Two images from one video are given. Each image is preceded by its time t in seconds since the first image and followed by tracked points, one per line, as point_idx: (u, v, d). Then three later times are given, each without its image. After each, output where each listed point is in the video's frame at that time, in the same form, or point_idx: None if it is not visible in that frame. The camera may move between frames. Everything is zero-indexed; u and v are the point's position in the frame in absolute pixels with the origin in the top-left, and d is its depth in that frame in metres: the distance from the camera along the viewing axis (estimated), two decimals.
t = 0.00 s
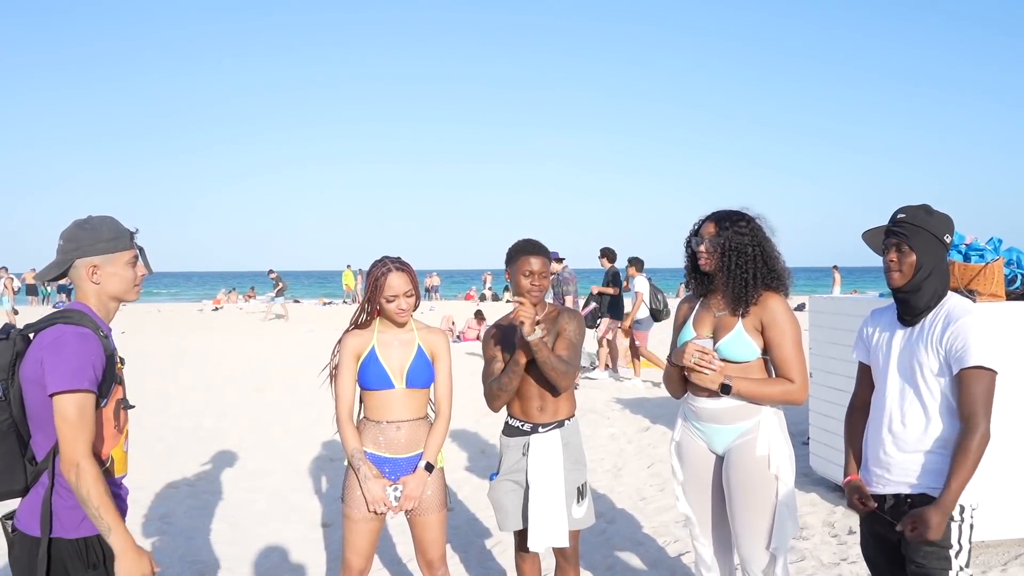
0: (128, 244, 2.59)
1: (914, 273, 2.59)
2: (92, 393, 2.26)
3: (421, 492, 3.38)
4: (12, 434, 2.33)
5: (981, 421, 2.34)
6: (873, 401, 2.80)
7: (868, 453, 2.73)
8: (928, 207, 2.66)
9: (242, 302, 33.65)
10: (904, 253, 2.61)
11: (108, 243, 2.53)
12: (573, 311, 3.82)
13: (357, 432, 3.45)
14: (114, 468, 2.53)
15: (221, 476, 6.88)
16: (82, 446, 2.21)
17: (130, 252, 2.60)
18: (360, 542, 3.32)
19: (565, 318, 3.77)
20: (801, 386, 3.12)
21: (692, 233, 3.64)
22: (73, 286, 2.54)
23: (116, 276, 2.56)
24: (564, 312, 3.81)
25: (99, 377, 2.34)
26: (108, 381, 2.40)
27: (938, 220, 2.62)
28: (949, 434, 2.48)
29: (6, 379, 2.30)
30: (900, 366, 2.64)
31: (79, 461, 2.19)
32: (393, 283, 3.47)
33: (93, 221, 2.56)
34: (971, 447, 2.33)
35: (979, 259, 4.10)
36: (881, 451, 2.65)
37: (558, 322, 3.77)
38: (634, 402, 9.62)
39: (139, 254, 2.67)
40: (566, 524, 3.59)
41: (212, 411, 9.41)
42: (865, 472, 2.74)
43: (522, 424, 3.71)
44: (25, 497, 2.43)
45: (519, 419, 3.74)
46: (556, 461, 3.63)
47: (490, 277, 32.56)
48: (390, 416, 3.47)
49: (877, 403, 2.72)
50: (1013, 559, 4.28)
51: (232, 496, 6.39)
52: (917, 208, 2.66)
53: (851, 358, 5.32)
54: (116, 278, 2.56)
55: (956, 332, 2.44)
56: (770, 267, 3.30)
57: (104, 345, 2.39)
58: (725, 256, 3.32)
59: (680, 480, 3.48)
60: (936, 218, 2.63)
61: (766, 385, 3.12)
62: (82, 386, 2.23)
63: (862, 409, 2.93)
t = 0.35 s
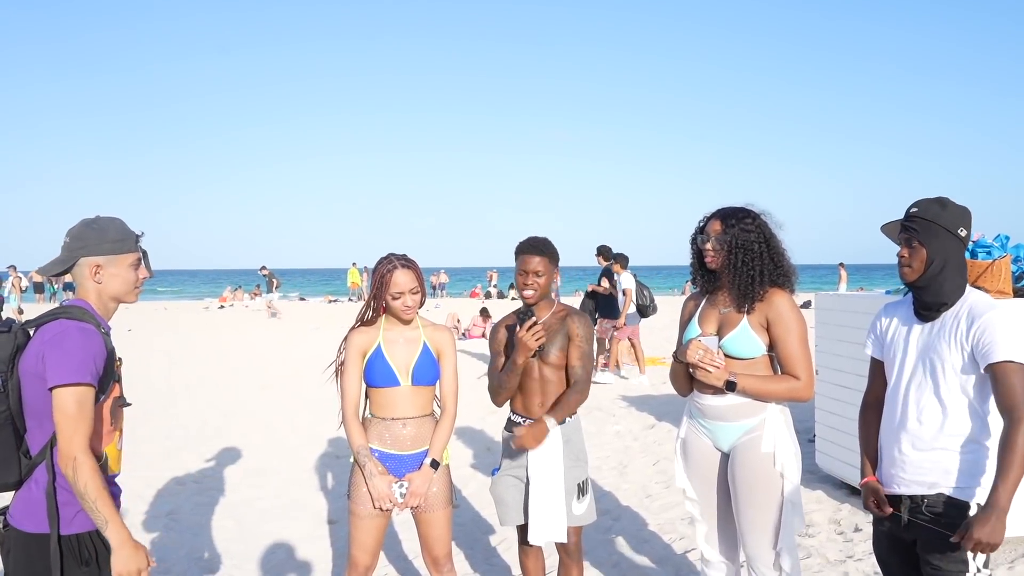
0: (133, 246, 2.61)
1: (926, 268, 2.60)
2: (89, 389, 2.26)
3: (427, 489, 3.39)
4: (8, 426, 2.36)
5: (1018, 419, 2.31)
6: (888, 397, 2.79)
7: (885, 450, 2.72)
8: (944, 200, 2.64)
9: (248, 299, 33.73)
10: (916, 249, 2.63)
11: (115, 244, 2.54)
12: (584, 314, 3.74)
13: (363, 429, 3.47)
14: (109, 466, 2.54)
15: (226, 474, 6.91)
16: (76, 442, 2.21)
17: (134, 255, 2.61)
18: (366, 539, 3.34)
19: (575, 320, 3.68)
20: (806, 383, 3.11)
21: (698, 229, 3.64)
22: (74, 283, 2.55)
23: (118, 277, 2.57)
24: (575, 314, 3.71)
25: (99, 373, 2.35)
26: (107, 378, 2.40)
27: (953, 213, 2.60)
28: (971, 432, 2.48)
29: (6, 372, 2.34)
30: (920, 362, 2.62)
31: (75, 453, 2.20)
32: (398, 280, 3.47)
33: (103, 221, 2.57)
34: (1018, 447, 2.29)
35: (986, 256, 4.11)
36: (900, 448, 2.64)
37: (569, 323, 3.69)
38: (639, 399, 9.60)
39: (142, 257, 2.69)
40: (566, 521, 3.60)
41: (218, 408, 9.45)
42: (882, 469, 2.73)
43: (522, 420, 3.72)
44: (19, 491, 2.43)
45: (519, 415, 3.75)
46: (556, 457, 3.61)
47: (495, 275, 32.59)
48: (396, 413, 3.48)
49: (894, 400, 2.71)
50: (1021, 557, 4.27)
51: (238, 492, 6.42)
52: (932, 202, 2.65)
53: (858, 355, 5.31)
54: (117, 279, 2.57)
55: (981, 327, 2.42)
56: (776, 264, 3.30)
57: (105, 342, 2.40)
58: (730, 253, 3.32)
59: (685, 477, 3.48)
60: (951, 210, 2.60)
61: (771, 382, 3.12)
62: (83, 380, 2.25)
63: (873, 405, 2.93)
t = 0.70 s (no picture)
0: (150, 252, 2.61)
1: (939, 268, 2.59)
2: (84, 391, 2.27)
3: (432, 490, 3.40)
4: (20, 428, 2.32)
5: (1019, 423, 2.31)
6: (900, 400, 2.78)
7: (898, 454, 2.71)
8: (957, 200, 2.64)
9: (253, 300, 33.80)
10: (929, 249, 2.61)
11: (130, 248, 2.55)
12: (595, 321, 3.79)
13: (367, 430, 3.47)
14: (124, 465, 2.55)
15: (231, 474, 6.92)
16: (55, 444, 2.21)
17: (150, 260, 2.62)
18: (370, 540, 3.34)
19: (585, 326, 3.74)
20: (811, 387, 3.11)
21: (706, 230, 3.64)
22: (88, 284, 2.57)
23: (130, 281, 2.57)
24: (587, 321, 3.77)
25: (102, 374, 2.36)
26: (116, 373, 2.44)
27: (967, 213, 2.59)
28: (983, 437, 2.47)
29: (17, 372, 2.30)
30: (935, 365, 2.61)
31: (51, 455, 2.21)
32: (402, 281, 3.47)
33: (121, 224, 2.59)
34: (1010, 449, 2.31)
35: (991, 258, 4.10)
36: (912, 452, 2.63)
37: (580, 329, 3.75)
38: (644, 401, 9.59)
39: (158, 262, 2.70)
40: (554, 522, 3.58)
41: (223, 408, 9.47)
42: (894, 472, 2.73)
43: (521, 421, 3.73)
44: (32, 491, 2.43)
45: (519, 416, 3.76)
46: (545, 459, 3.62)
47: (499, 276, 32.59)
48: (401, 414, 3.48)
49: (907, 403, 2.70)
50: None
51: (244, 493, 6.43)
52: (946, 202, 2.64)
53: (863, 358, 5.30)
54: (130, 283, 2.58)
55: (997, 331, 2.41)
56: (782, 266, 3.30)
57: (111, 343, 2.42)
58: (737, 254, 3.32)
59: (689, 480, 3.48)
60: (964, 210, 2.59)
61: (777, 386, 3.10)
62: (83, 382, 2.26)
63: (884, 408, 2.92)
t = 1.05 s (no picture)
0: (166, 259, 2.62)
1: (941, 274, 2.60)
2: (99, 404, 2.28)
3: (431, 494, 3.40)
4: (35, 439, 2.36)
5: (1007, 430, 2.33)
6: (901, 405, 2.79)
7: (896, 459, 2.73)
8: (961, 206, 2.64)
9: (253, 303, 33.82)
10: (932, 255, 2.62)
11: (148, 255, 2.56)
12: (596, 327, 3.77)
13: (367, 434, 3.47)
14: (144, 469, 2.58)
15: (231, 478, 6.93)
16: (81, 459, 2.23)
17: (165, 267, 2.63)
18: (370, 545, 3.34)
19: (586, 333, 3.72)
20: (825, 398, 3.10)
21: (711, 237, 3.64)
22: (102, 286, 2.56)
23: (145, 287, 2.58)
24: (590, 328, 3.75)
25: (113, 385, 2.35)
26: (127, 386, 2.42)
27: (971, 219, 2.59)
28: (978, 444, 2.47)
29: (29, 383, 2.31)
30: (933, 371, 2.61)
31: (77, 469, 2.22)
32: (402, 285, 3.47)
33: (140, 229, 2.59)
34: (994, 455, 2.34)
35: (990, 263, 4.10)
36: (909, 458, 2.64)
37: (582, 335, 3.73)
38: (645, 405, 9.58)
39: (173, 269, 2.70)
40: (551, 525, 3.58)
41: (224, 412, 9.48)
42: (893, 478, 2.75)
43: (523, 424, 3.75)
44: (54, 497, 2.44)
45: (522, 419, 3.78)
46: (545, 462, 3.62)
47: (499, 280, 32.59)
48: (400, 419, 3.48)
49: (906, 409, 2.71)
50: None
51: (244, 497, 6.44)
52: (950, 208, 2.65)
53: (862, 363, 5.30)
54: (144, 289, 2.58)
55: (994, 338, 2.41)
56: (793, 269, 3.31)
57: (121, 351, 2.41)
58: (747, 262, 3.31)
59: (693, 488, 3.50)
60: (968, 216, 2.60)
61: (790, 395, 3.10)
62: (96, 397, 2.26)
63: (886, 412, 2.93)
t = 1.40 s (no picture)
0: (181, 284, 2.49)
1: (940, 271, 2.61)
2: (100, 419, 2.25)
3: (434, 494, 3.41)
4: (45, 449, 2.33)
5: (994, 428, 2.34)
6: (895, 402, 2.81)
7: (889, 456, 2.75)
8: (963, 205, 2.65)
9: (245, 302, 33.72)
10: (932, 252, 2.63)
11: (162, 275, 2.45)
12: (599, 327, 3.74)
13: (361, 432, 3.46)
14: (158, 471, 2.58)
15: (225, 477, 6.91)
16: (95, 475, 2.22)
17: (178, 291, 2.51)
18: (364, 543, 3.33)
19: (588, 332, 3.69)
20: (827, 404, 3.11)
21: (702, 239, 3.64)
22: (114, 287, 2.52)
23: (148, 304, 2.49)
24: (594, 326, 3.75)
25: (109, 398, 2.32)
26: (126, 398, 2.39)
27: (972, 218, 2.61)
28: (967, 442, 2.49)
29: (32, 396, 2.28)
30: (926, 368, 2.63)
31: (92, 484, 2.22)
32: (395, 285, 3.46)
33: (170, 246, 2.49)
34: (980, 452, 2.36)
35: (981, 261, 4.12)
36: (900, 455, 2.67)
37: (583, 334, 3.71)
38: (638, 403, 9.60)
39: (190, 293, 2.58)
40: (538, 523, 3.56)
41: (217, 411, 9.45)
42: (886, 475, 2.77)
43: (522, 421, 3.77)
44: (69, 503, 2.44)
45: (522, 416, 3.80)
46: (535, 460, 3.62)
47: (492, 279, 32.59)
48: (395, 417, 3.47)
49: (899, 406, 2.73)
50: (1017, 562, 4.29)
51: (238, 496, 6.42)
52: (953, 206, 2.65)
53: (855, 361, 5.32)
54: (147, 305, 2.49)
55: (985, 336, 2.43)
56: (788, 268, 3.31)
57: (119, 361, 2.36)
58: (743, 267, 3.32)
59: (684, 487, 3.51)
60: (969, 215, 2.61)
61: (790, 402, 3.12)
62: (92, 415, 2.23)
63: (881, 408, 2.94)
